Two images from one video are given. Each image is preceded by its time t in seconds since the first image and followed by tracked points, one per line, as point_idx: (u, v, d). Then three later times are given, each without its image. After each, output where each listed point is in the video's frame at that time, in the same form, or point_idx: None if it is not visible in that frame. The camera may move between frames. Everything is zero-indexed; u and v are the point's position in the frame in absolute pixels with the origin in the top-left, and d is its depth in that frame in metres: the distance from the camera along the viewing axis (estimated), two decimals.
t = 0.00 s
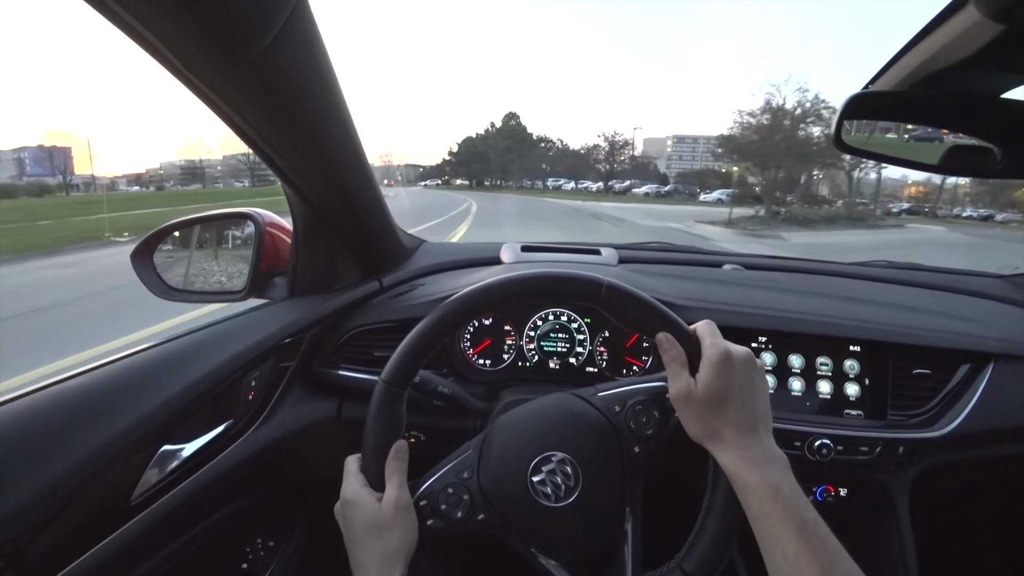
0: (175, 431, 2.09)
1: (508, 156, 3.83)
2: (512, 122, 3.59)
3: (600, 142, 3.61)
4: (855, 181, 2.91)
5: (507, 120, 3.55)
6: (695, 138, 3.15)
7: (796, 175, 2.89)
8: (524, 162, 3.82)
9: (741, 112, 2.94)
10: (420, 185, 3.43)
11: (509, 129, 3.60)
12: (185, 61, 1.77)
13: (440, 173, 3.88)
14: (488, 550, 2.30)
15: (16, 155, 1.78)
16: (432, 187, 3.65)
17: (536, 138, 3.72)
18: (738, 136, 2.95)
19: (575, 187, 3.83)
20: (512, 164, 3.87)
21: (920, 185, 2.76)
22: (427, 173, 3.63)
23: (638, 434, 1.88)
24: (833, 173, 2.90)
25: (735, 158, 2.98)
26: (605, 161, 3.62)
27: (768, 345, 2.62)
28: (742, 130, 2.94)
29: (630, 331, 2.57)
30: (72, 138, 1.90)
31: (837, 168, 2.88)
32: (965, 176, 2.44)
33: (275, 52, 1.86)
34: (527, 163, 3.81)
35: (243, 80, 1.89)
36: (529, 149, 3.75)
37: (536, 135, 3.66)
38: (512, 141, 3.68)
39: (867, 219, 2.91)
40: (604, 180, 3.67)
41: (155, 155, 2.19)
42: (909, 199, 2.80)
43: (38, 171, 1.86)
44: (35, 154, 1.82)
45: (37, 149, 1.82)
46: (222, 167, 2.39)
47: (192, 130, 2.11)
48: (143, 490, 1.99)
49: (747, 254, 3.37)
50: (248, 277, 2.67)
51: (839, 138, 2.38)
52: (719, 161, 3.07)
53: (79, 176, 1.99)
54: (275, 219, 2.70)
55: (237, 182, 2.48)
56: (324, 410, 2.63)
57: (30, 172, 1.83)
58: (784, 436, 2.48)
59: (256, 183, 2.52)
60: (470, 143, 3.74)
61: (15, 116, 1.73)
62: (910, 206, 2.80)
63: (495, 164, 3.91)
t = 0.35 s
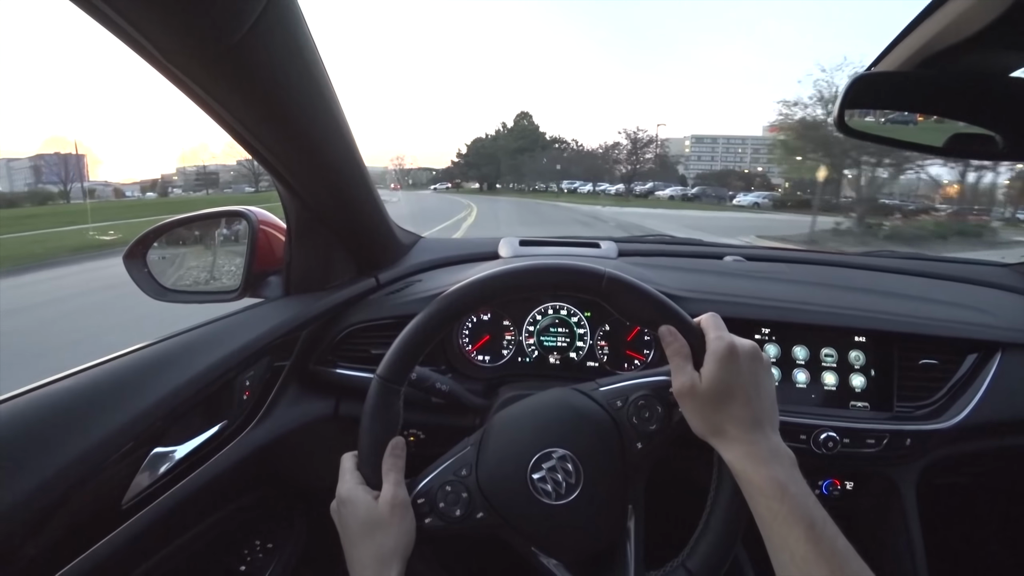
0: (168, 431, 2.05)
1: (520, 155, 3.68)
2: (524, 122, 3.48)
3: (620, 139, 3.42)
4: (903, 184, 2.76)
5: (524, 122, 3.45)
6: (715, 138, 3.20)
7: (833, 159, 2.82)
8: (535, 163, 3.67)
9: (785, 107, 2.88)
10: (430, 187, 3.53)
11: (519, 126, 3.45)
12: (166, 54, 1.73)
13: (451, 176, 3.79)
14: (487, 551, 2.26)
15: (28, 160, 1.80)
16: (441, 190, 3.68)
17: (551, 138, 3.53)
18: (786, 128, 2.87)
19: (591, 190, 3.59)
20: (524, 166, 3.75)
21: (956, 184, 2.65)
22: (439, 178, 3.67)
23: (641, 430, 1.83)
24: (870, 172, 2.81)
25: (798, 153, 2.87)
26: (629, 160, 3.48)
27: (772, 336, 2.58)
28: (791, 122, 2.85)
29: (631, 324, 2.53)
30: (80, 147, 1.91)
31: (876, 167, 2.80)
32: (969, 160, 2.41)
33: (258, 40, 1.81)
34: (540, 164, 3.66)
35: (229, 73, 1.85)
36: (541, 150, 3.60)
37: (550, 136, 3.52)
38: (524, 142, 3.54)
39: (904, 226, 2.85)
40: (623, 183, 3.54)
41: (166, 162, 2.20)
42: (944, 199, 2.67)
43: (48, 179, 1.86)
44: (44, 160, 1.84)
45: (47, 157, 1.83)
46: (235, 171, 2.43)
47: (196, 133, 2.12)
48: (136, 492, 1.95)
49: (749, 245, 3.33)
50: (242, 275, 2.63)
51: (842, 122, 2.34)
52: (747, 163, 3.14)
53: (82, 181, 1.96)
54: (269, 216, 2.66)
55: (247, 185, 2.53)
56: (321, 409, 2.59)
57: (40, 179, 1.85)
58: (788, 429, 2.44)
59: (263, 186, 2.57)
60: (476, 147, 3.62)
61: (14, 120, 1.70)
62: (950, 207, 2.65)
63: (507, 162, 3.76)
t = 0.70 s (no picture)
0: (171, 427, 2.06)
1: (534, 153, 3.82)
2: (540, 117, 3.53)
3: (650, 133, 3.39)
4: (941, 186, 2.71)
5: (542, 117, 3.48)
6: (739, 137, 3.12)
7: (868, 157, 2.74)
8: (549, 162, 3.85)
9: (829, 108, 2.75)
10: (442, 187, 3.68)
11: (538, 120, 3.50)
12: (177, 49, 1.73)
13: (465, 175, 3.91)
14: (488, 551, 2.26)
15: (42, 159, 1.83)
16: (454, 189, 3.85)
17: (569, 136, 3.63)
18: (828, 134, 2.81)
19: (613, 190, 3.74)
20: (537, 166, 3.93)
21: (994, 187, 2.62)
22: (452, 176, 3.83)
23: (643, 433, 1.84)
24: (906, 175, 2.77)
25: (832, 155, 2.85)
26: (659, 156, 3.45)
27: (774, 341, 2.59)
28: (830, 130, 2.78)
29: (634, 327, 2.54)
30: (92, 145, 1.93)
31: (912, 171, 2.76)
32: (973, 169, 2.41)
33: (269, 36, 1.82)
34: (553, 165, 3.85)
35: (239, 70, 1.85)
36: (557, 146, 3.70)
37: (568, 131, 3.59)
38: (540, 137, 3.60)
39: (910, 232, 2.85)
40: (642, 185, 3.61)
41: (172, 163, 2.22)
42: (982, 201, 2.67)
43: (60, 176, 1.89)
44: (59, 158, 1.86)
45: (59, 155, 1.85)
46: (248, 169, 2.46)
47: (200, 130, 2.15)
48: (137, 487, 1.96)
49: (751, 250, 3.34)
50: (246, 273, 2.63)
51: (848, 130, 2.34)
52: (774, 163, 3.07)
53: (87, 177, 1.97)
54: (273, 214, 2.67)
55: (255, 184, 2.57)
56: (323, 407, 2.60)
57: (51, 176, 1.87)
58: (788, 434, 2.44)
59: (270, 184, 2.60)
60: (489, 146, 3.73)
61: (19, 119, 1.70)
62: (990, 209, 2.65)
63: (519, 159, 3.88)
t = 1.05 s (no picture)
0: (175, 424, 2.07)
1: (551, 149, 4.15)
2: (560, 112, 3.95)
3: (689, 123, 3.31)
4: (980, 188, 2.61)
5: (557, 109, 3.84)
6: (769, 135, 3.12)
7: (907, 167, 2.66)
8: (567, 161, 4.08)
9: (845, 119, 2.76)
10: (458, 184, 3.80)
11: (556, 117, 3.92)
12: (188, 47, 1.75)
13: (481, 174, 4.05)
14: (490, 551, 2.27)
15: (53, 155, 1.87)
16: (468, 187, 3.95)
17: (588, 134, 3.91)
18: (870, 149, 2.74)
19: (640, 190, 3.80)
20: (555, 164, 4.21)
21: None
22: (469, 175, 3.95)
23: (645, 436, 1.85)
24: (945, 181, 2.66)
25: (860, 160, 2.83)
26: (694, 152, 3.38)
27: (776, 345, 2.59)
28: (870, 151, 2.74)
29: (636, 329, 2.54)
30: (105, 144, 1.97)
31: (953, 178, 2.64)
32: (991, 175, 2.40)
33: (279, 37, 1.83)
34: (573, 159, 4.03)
35: (248, 69, 1.87)
36: (576, 143, 3.99)
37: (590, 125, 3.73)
38: (559, 132, 3.97)
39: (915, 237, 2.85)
40: (670, 185, 3.60)
41: (179, 159, 2.22)
42: None
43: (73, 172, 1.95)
44: (79, 155, 1.94)
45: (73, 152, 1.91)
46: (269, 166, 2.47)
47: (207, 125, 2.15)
48: (141, 483, 1.97)
49: (754, 254, 3.34)
50: (251, 271, 2.64)
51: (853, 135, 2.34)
52: (806, 164, 3.04)
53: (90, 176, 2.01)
54: (279, 212, 2.68)
55: (265, 181, 2.56)
56: (326, 405, 2.61)
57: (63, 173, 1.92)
58: (790, 438, 2.45)
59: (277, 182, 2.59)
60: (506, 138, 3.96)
61: (23, 131, 1.73)
62: None
63: (538, 159, 4.23)
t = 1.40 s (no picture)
0: (183, 421, 2.08)
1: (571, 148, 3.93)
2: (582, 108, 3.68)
3: (742, 114, 3.06)
4: None
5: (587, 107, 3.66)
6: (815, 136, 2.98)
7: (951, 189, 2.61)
8: (586, 163, 3.99)
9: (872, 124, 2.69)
10: (475, 184, 3.96)
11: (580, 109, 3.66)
12: (206, 48, 1.78)
13: (498, 175, 4.11)
14: (492, 555, 2.28)
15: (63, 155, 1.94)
16: (485, 188, 4.09)
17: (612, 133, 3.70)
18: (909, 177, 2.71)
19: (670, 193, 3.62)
20: (576, 165, 4.10)
21: None
22: (486, 176, 4.06)
23: (651, 445, 1.86)
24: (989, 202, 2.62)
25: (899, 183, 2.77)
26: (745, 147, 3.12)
27: (781, 355, 2.60)
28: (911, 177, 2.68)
29: (642, 337, 2.55)
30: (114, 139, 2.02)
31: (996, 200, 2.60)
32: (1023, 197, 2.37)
33: (298, 41, 1.86)
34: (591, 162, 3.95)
35: (264, 71, 1.89)
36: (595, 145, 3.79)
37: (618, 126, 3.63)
38: (582, 127, 3.73)
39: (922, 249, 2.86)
40: (705, 189, 3.44)
41: (188, 155, 2.29)
42: None
43: (89, 169, 2.03)
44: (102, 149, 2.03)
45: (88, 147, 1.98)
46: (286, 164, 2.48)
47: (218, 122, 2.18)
48: (148, 479, 1.98)
49: (760, 263, 3.35)
50: (259, 270, 2.66)
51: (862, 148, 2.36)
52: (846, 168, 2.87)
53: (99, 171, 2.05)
54: (287, 212, 2.70)
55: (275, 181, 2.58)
56: (332, 406, 2.62)
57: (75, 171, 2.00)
58: (793, 448, 2.46)
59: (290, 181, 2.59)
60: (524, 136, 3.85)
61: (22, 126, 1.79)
62: None
63: (555, 160, 4.14)
